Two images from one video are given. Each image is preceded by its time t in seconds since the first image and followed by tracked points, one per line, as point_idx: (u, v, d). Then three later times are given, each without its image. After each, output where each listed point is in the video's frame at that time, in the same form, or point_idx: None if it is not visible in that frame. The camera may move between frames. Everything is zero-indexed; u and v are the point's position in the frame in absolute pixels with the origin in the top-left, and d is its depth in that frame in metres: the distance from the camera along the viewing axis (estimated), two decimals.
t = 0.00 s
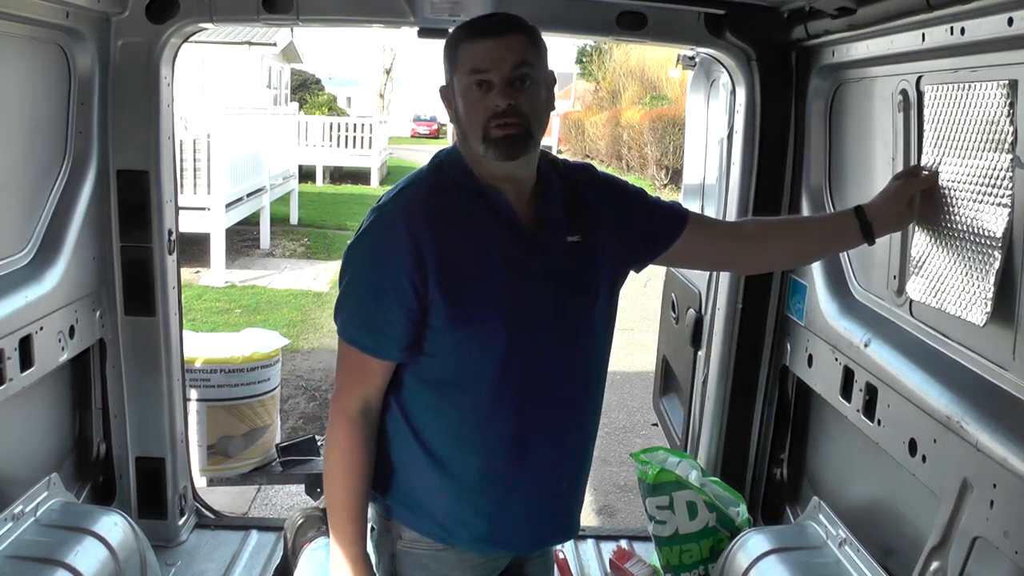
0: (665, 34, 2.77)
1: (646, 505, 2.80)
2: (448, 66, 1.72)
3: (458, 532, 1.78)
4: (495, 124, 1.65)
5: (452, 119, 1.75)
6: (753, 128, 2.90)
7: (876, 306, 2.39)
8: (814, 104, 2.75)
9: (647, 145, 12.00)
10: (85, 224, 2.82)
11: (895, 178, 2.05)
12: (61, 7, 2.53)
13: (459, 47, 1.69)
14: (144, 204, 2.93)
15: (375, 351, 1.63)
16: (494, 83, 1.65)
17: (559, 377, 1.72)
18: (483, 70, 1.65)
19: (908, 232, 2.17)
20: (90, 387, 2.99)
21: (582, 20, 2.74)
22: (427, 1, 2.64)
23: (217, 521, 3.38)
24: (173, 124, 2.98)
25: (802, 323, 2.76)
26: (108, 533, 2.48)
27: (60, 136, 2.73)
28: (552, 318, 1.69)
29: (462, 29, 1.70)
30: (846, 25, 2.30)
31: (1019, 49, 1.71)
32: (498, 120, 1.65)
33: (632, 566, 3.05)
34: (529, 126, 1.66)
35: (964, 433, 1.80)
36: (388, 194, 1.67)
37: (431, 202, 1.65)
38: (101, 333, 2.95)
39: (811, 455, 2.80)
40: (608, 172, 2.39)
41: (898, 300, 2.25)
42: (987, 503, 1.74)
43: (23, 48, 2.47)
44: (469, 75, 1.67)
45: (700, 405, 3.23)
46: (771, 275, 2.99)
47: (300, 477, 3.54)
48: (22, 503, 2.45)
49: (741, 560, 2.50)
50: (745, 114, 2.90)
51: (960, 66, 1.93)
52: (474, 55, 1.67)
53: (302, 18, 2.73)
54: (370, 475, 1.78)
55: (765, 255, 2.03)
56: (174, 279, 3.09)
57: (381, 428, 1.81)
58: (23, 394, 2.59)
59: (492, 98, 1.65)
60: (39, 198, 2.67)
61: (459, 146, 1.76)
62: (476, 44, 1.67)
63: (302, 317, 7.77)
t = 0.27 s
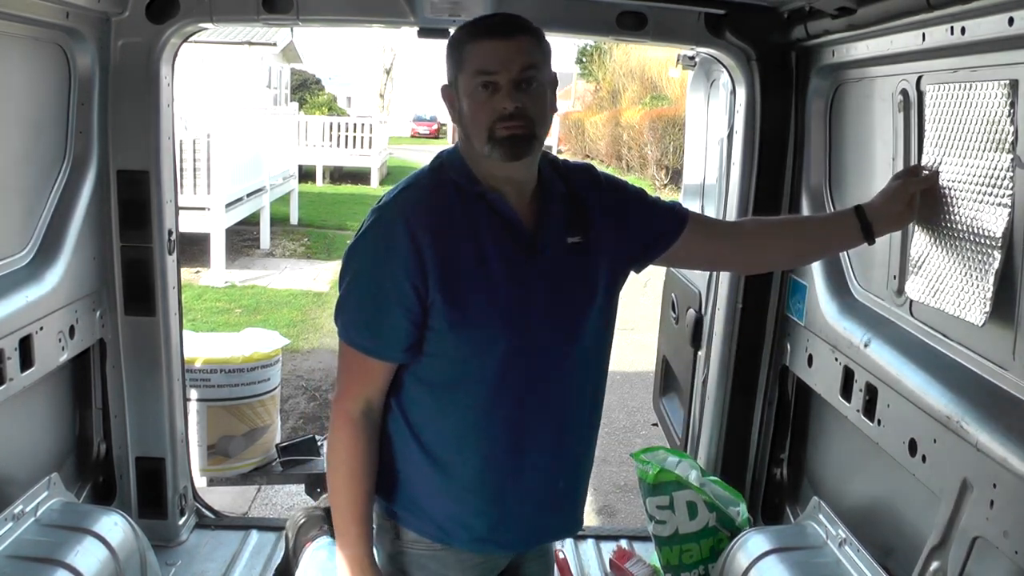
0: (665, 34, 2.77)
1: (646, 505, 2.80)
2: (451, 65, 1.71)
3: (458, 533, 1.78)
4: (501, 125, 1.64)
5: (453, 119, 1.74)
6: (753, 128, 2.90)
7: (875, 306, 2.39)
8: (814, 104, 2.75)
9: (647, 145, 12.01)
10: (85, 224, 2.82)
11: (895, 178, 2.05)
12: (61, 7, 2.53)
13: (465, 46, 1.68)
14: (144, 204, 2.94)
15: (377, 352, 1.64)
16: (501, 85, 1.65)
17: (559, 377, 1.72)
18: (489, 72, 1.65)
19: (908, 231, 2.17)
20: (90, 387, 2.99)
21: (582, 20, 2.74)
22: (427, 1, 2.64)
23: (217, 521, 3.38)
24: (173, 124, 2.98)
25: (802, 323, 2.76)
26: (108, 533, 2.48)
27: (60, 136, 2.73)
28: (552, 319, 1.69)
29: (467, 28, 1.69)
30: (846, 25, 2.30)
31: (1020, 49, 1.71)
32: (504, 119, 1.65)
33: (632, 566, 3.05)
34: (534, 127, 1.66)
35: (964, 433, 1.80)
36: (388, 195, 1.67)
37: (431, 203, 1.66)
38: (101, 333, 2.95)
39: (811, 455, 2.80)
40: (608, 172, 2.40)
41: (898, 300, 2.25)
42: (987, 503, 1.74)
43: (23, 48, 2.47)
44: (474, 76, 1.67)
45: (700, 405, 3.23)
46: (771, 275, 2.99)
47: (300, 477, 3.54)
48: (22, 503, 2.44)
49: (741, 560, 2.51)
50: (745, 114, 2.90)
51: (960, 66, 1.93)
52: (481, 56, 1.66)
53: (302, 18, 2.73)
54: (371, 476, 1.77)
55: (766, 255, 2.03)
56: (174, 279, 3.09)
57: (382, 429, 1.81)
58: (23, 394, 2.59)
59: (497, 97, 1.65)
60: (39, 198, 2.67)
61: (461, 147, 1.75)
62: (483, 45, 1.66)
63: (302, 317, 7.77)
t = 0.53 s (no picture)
0: (665, 34, 2.77)
1: (646, 505, 2.80)
2: (482, 61, 1.64)
3: (458, 533, 1.79)
4: (552, 124, 1.66)
5: (474, 117, 1.67)
6: (753, 128, 2.90)
7: (875, 306, 2.39)
8: (814, 104, 2.75)
9: (647, 145, 12.01)
10: (85, 224, 2.82)
11: (895, 178, 2.05)
12: (61, 7, 2.53)
13: (502, 43, 1.64)
14: (144, 204, 2.94)
15: (380, 354, 1.63)
16: (549, 84, 1.66)
17: (558, 378, 1.73)
18: (538, 70, 1.64)
19: (908, 232, 2.17)
20: (90, 388, 2.99)
21: (582, 20, 2.74)
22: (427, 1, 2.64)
23: (217, 521, 3.38)
24: (173, 124, 2.98)
25: (802, 323, 2.76)
26: (108, 533, 2.48)
27: (60, 136, 2.73)
28: (551, 319, 1.69)
29: (500, 25, 1.65)
30: (846, 25, 2.30)
31: (1019, 49, 1.71)
32: (554, 118, 1.67)
33: (632, 566, 3.05)
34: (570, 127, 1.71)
35: (964, 433, 1.80)
36: (388, 196, 1.66)
37: (430, 204, 1.66)
38: (101, 334, 2.95)
39: (811, 455, 2.81)
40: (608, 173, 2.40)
41: (898, 300, 2.25)
42: (987, 503, 1.74)
43: (23, 48, 2.47)
44: (519, 74, 1.64)
45: (700, 405, 3.23)
46: (770, 275, 2.99)
47: (300, 477, 3.54)
48: (22, 503, 2.44)
49: (740, 560, 2.51)
50: (745, 114, 2.90)
51: (960, 66, 1.93)
52: (525, 54, 1.64)
53: (302, 18, 2.72)
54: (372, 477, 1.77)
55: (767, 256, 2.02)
56: (174, 279, 3.09)
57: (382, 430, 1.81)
58: (23, 394, 2.59)
59: (547, 97, 1.65)
60: (39, 198, 2.67)
61: (480, 147, 1.70)
62: (524, 43, 1.65)
63: (302, 317, 7.77)
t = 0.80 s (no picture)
0: (665, 34, 2.77)
1: (646, 505, 2.80)
2: (513, 60, 1.62)
3: (458, 533, 1.79)
4: (574, 128, 1.69)
5: (495, 117, 1.65)
6: (753, 128, 2.90)
7: (875, 306, 2.39)
8: (814, 104, 2.75)
9: (647, 145, 12.02)
10: (85, 224, 2.82)
11: (895, 177, 2.05)
12: (61, 7, 2.53)
13: (531, 44, 1.64)
14: (144, 204, 2.94)
15: (383, 356, 1.63)
16: (572, 87, 1.68)
17: (557, 377, 1.73)
18: (565, 73, 1.66)
19: (908, 231, 2.17)
20: (90, 388, 2.99)
21: (582, 21, 2.74)
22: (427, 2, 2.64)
23: (217, 521, 3.38)
24: (173, 124, 2.98)
25: (802, 323, 2.76)
26: (108, 533, 2.48)
27: (60, 136, 2.73)
28: (551, 319, 1.69)
29: (526, 27, 1.65)
30: (846, 25, 2.30)
31: (1019, 49, 1.71)
32: (577, 120, 1.70)
33: (632, 566, 3.05)
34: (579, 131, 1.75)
35: (964, 433, 1.80)
36: (387, 197, 1.66)
37: (429, 205, 1.66)
38: (101, 334, 2.95)
39: (810, 455, 2.81)
40: (608, 173, 2.40)
41: (898, 300, 2.25)
42: (987, 503, 1.74)
43: (23, 48, 2.47)
44: (548, 76, 1.65)
45: (700, 405, 3.23)
46: (770, 275, 2.99)
47: (300, 477, 3.55)
48: (22, 503, 2.44)
49: (741, 560, 2.51)
50: (745, 114, 2.90)
51: (960, 65, 1.93)
52: (553, 57, 1.65)
53: (302, 18, 2.72)
54: (371, 477, 1.77)
55: (766, 249, 2.01)
56: (174, 279, 3.09)
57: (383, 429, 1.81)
58: (23, 394, 2.59)
59: (572, 99, 1.68)
60: (39, 198, 2.67)
61: (496, 146, 1.68)
62: (549, 46, 1.66)
63: (302, 318, 7.77)
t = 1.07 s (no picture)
0: (665, 34, 2.77)
1: (646, 505, 2.80)
2: (516, 61, 1.62)
3: (458, 533, 1.79)
4: (573, 132, 1.69)
5: (495, 117, 1.65)
6: (753, 128, 2.90)
7: (875, 306, 2.39)
8: (814, 104, 2.75)
9: (647, 145, 12.03)
10: (85, 224, 2.82)
11: (895, 177, 2.04)
12: (61, 7, 2.52)
13: (534, 46, 1.64)
14: (144, 204, 2.93)
15: (382, 356, 1.63)
16: (574, 91, 1.69)
17: (557, 377, 1.73)
18: (567, 77, 1.67)
19: (908, 231, 2.16)
20: (89, 388, 2.99)
21: (582, 21, 2.74)
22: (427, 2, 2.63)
23: (217, 521, 3.38)
24: (173, 124, 2.98)
25: (802, 323, 2.76)
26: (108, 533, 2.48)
27: (60, 136, 2.73)
28: (551, 318, 1.69)
29: (529, 28, 1.65)
30: (846, 25, 2.30)
31: (1019, 49, 1.71)
32: (577, 124, 1.70)
33: (632, 566, 3.05)
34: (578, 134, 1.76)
35: (964, 433, 1.80)
36: (386, 197, 1.66)
37: (428, 205, 1.65)
38: (101, 334, 2.95)
39: (811, 455, 2.81)
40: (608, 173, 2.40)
41: (898, 300, 2.25)
42: (987, 503, 1.74)
43: (23, 48, 2.47)
44: (552, 80, 1.65)
45: (700, 405, 3.23)
46: (770, 275, 2.99)
47: (300, 477, 3.54)
48: (22, 503, 2.44)
49: (741, 560, 2.50)
50: (745, 114, 2.90)
51: (960, 65, 1.93)
52: (556, 59, 1.65)
53: (302, 18, 2.72)
54: (370, 477, 1.77)
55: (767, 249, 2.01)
56: (174, 279, 3.09)
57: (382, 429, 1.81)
58: (23, 394, 2.59)
59: (572, 103, 1.68)
60: (39, 199, 2.67)
61: (495, 146, 1.68)
62: (552, 49, 1.66)
63: (302, 317, 7.77)
